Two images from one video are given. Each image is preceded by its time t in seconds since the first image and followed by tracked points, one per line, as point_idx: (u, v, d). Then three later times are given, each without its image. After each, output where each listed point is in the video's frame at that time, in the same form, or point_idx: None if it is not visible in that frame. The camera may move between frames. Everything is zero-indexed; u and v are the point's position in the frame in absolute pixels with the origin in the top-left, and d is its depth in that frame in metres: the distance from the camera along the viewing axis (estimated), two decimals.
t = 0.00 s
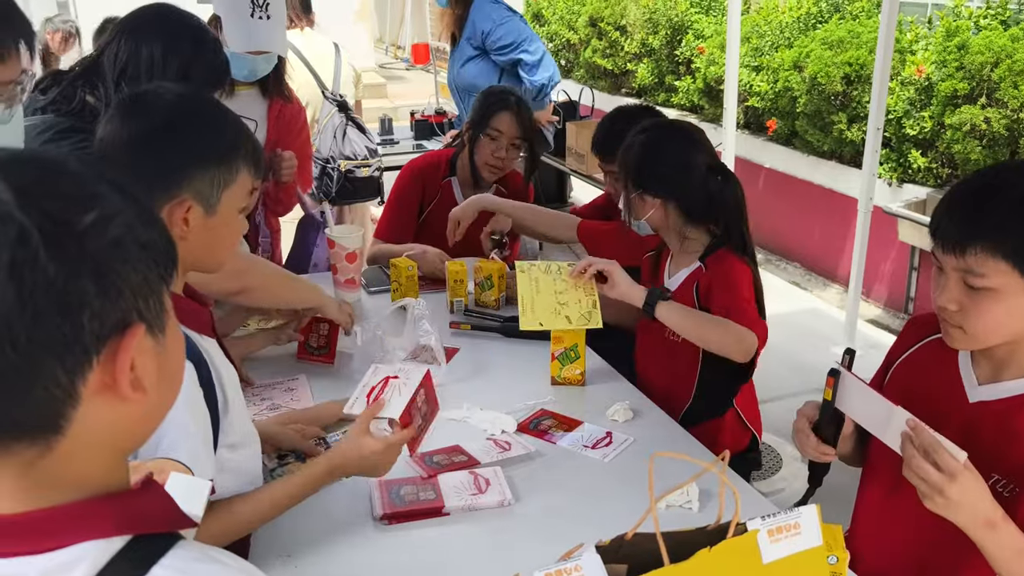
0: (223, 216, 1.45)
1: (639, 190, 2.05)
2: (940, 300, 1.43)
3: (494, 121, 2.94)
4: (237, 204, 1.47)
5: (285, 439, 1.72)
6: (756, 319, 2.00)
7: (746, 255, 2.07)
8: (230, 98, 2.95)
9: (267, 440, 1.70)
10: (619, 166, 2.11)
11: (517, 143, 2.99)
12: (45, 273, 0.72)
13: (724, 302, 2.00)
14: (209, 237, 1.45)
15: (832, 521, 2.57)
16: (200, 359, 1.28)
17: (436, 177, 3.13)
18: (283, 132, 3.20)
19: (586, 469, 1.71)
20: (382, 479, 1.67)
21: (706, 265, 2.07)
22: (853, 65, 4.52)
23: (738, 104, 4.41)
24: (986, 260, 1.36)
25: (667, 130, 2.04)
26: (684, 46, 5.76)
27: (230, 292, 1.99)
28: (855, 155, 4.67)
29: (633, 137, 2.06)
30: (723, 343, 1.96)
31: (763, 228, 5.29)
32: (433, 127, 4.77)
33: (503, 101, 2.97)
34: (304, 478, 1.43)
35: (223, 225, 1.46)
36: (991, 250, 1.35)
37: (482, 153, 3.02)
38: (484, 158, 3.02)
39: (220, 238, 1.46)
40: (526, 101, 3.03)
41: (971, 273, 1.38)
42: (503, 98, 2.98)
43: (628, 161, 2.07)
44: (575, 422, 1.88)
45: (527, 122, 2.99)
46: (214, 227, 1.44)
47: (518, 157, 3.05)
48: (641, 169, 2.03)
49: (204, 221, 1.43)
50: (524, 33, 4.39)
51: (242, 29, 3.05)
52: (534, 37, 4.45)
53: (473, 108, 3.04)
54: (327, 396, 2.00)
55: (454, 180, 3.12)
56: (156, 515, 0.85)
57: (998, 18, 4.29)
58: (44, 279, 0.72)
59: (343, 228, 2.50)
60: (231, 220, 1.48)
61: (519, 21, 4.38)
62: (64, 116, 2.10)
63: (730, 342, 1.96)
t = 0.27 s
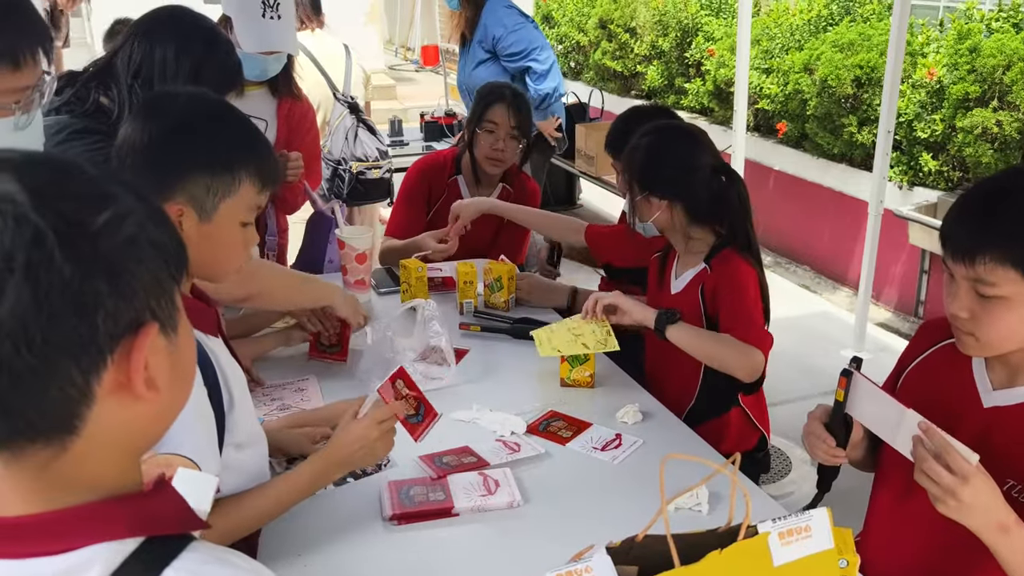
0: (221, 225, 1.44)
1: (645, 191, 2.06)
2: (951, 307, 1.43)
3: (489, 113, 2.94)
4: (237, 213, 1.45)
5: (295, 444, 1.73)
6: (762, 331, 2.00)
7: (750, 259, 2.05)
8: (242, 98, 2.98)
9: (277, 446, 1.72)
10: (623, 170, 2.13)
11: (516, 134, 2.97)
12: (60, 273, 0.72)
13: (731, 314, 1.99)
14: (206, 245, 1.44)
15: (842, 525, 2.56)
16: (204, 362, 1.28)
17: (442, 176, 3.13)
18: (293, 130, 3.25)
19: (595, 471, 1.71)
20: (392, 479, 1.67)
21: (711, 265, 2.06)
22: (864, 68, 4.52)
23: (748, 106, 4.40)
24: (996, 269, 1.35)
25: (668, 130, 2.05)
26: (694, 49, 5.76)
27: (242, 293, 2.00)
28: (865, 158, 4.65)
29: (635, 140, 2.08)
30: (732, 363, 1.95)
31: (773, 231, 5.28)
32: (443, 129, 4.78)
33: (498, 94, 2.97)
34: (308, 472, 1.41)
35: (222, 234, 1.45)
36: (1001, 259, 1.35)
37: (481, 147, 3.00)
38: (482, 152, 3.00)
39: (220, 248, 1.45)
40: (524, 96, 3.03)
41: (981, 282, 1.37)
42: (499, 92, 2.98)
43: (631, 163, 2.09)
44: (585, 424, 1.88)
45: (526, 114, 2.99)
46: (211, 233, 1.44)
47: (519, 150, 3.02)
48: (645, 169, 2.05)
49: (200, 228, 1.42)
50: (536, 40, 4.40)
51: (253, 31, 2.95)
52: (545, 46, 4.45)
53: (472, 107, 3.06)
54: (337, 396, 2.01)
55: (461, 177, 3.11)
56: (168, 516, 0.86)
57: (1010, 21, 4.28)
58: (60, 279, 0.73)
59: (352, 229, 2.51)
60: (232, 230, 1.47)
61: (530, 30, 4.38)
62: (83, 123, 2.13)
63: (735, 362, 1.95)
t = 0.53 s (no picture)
0: (236, 226, 1.44)
1: (676, 198, 2.02)
2: (968, 313, 1.42)
3: (493, 107, 2.96)
4: (254, 215, 1.46)
5: (308, 449, 1.73)
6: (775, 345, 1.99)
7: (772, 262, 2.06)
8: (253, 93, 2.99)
9: (289, 449, 1.72)
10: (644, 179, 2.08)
11: (521, 125, 2.99)
12: (78, 274, 0.73)
13: (743, 327, 1.99)
14: (222, 245, 1.44)
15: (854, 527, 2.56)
16: (219, 360, 1.28)
17: (450, 174, 3.12)
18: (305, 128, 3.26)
19: (608, 472, 1.71)
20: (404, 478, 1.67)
21: (728, 269, 2.06)
22: (878, 69, 4.50)
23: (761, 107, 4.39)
24: (1012, 278, 1.35)
25: (683, 129, 2.04)
26: (707, 50, 5.75)
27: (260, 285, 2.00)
28: (878, 160, 4.63)
29: (653, 147, 2.05)
30: (738, 387, 1.96)
31: (785, 233, 5.26)
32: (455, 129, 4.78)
33: (500, 89, 2.99)
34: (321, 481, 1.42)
35: (238, 235, 1.45)
36: (1017, 266, 1.34)
37: (486, 142, 2.99)
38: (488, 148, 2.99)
39: (235, 248, 1.46)
40: (524, 87, 3.05)
41: (998, 290, 1.37)
42: (500, 86, 3.00)
43: (653, 170, 2.05)
44: (597, 425, 1.88)
45: (529, 107, 3.02)
46: (226, 235, 1.44)
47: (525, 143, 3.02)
48: (672, 175, 2.01)
49: (216, 230, 1.43)
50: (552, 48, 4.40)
51: (265, 27, 2.99)
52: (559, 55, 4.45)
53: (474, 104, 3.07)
54: (350, 395, 2.01)
55: (469, 176, 3.11)
56: (181, 516, 0.85)
57: None
58: (78, 280, 0.73)
59: (365, 229, 2.51)
60: (248, 231, 1.47)
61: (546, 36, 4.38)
62: (100, 122, 2.13)
63: (744, 387, 1.95)
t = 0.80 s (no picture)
0: (255, 224, 1.45)
1: (715, 202, 2.00)
2: (983, 319, 1.42)
3: (503, 103, 2.97)
4: (272, 213, 1.46)
5: (323, 446, 1.74)
6: (797, 360, 1.99)
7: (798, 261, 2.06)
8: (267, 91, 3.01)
9: (304, 448, 1.72)
10: (679, 189, 2.07)
11: (533, 122, 2.97)
12: (91, 279, 0.73)
13: (766, 341, 1.98)
14: (240, 243, 1.45)
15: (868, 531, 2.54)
16: (233, 360, 1.28)
17: (462, 175, 3.13)
18: (319, 126, 3.27)
19: (621, 473, 1.71)
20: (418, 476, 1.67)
21: (756, 272, 2.04)
22: (894, 70, 4.48)
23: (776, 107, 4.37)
24: None
25: (710, 134, 2.03)
26: (721, 50, 5.74)
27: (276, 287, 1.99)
28: (893, 161, 4.62)
29: (685, 155, 2.03)
30: (745, 397, 1.98)
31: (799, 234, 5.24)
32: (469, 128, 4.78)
33: (511, 86, 3.01)
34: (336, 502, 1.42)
35: (256, 233, 1.46)
36: None
37: (499, 139, 2.98)
38: (501, 145, 2.98)
39: (254, 247, 1.46)
40: (535, 84, 3.06)
41: (1014, 298, 1.36)
42: (510, 85, 3.02)
43: (688, 179, 2.03)
44: (610, 425, 1.87)
45: (539, 103, 3.01)
46: (245, 233, 1.44)
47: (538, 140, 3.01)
48: (709, 180, 1.99)
49: (235, 229, 1.43)
50: (565, 61, 4.38)
51: (281, 24, 2.98)
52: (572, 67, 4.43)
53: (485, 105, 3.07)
54: (363, 394, 2.02)
55: (482, 175, 3.10)
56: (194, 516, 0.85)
57: None
58: (90, 285, 0.73)
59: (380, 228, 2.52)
60: (266, 231, 1.47)
61: (559, 48, 4.35)
62: (121, 118, 2.14)
63: (761, 403, 1.98)
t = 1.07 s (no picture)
0: (280, 222, 1.46)
1: (753, 204, 2.00)
2: (1003, 325, 1.41)
3: (514, 100, 2.97)
4: (295, 211, 1.47)
5: (339, 443, 1.74)
6: (824, 363, 1.97)
7: (823, 264, 2.07)
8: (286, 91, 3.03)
9: (320, 445, 1.74)
10: (714, 191, 2.06)
11: (544, 116, 2.97)
12: (117, 277, 0.74)
13: (788, 350, 1.97)
14: (265, 241, 1.46)
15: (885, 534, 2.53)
16: (254, 358, 1.29)
17: (476, 174, 3.13)
18: (336, 125, 3.28)
19: (637, 473, 1.70)
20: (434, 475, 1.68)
21: (783, 276, 2.04)
22: (913, 71, 4.46)
23: (793, 108, 4.35)
24: None
25: (747, 135, 2.04)
26: (738, 51, 5.72)
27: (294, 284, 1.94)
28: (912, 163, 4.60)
29: (722, 156, 2.03)
30: (764, 402, 1.97)
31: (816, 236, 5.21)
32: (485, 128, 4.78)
33: (520, 84, 3.01)
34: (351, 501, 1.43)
35: (282, 232, 1.46)
36: None
37: (512, 136, 2.97)
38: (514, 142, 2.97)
39: (279, 245, 1.47)
40: (546, 83, 3.07)
41: None
42: (521, 83, 3.02)
43: (725, 180, 2.03)
44: (626, 426, 1.87)
45: (549, 98, 3.01)
46: (271, 230, 1.45)
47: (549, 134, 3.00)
48: (746, 182, 2.00)
49: (260, 225, 1.44)
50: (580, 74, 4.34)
51: (297, 19, 3.02)
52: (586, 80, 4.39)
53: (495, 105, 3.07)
54: (380, 392, 2.03)
55: (494, 174, 3.11)
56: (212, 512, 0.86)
57: None
58: (115, 282, 0.74)
59: (396, 227, 2.53)
60: (290, 228, 1.48)
61: (572, 60, 4.32)
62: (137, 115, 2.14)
63: (781, 412, 1.97)
